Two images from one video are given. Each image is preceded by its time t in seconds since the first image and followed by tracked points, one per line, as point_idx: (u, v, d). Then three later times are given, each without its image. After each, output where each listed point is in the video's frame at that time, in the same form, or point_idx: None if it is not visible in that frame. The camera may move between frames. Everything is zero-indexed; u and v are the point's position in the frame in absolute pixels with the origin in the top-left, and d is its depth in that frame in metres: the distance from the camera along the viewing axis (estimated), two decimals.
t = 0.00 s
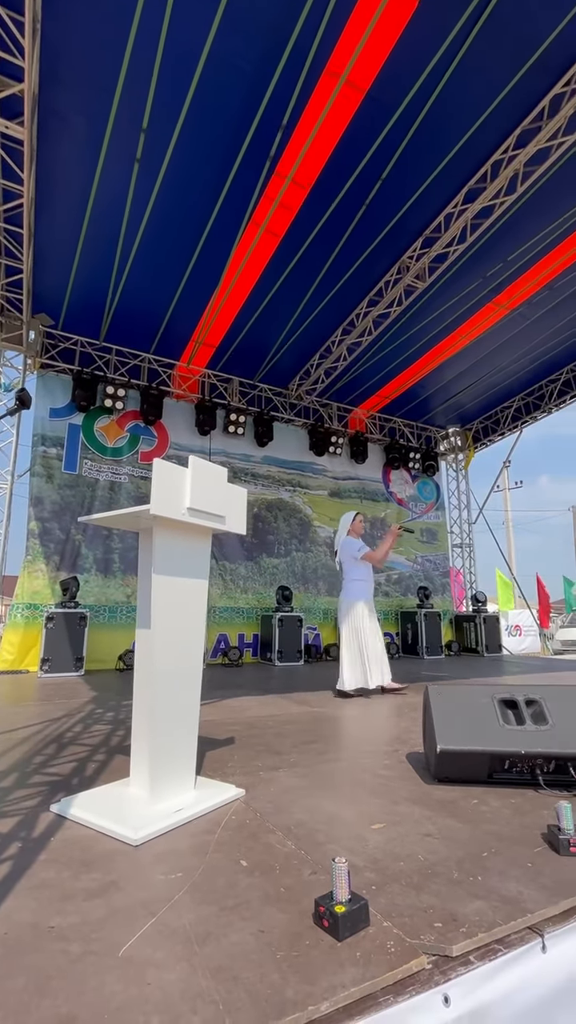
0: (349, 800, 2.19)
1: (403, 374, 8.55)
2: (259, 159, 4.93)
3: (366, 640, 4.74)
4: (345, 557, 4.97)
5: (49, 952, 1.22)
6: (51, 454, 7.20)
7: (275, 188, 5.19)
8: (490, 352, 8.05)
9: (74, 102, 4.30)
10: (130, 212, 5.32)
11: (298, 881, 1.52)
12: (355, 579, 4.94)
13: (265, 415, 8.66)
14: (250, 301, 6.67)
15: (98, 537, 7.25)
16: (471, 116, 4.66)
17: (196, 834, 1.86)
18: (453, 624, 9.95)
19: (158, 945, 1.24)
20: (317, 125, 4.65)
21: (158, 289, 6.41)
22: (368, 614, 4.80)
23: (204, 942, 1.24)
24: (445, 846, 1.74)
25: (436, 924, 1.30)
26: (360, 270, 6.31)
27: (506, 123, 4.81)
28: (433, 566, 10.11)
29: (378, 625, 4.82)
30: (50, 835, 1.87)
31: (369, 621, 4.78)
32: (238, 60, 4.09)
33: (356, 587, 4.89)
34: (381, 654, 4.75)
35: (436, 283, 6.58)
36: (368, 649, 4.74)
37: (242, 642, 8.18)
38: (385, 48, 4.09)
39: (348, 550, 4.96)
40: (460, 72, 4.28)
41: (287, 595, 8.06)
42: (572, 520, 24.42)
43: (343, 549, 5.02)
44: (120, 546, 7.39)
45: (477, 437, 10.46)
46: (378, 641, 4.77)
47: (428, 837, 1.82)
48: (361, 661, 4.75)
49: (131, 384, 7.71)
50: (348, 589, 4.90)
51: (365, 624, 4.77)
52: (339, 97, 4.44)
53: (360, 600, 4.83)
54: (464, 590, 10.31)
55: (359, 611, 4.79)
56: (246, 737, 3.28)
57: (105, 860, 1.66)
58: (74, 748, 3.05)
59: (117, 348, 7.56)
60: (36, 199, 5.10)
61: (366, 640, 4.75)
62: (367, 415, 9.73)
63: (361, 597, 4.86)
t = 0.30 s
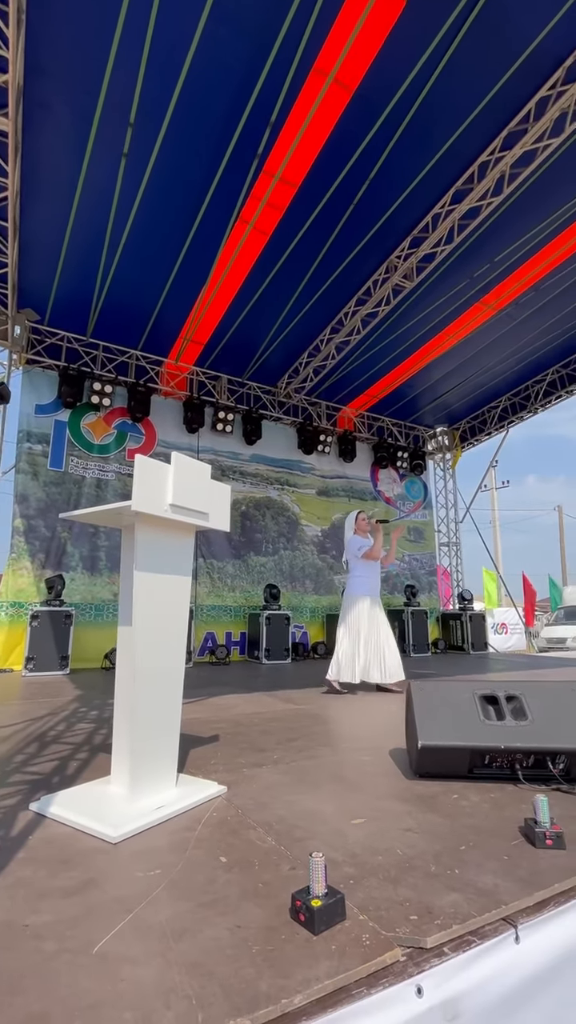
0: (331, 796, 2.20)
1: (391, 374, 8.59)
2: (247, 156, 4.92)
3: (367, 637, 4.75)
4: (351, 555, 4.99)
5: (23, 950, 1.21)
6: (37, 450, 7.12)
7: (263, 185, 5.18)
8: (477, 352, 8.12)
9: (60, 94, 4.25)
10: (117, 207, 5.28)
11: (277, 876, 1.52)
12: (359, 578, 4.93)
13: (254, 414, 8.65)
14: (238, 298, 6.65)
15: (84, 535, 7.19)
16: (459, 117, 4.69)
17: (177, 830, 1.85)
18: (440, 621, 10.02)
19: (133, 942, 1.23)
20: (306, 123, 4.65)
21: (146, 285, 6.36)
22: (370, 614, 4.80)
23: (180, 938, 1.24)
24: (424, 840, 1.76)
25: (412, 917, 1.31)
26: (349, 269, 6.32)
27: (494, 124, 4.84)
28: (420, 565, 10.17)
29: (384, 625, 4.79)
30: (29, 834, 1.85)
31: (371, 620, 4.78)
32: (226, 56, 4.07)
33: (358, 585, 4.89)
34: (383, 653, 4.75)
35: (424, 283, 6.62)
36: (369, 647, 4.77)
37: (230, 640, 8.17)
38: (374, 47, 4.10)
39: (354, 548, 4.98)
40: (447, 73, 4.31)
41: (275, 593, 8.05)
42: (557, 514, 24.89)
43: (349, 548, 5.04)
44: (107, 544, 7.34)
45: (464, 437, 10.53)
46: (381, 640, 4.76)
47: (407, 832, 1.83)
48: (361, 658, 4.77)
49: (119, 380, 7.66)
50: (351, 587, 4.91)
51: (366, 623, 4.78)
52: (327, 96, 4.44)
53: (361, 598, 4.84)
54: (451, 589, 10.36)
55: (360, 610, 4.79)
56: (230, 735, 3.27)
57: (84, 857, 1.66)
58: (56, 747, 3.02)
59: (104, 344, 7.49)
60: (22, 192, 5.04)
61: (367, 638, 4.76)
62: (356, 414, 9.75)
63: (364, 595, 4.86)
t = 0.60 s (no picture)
0: (310, 793, 2.20)
1: (379, 374, 8.62)
2: (234, 154, 4.90)
3: (359, 635, 4.79)
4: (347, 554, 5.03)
5: None
6: (21, 447, 7.04)
7: (250, 183, 5.17)
8: (464, 353, 8.18)
9: (44, 87, 4.20)
10: (103, 202, 5.23)
11: (252, 872, 1.52)
12: (355, 576, 4.95)
13: (241, 412, 8.64)
14: (225, 297, 6.63)
15: (69, 533, 7.12)
16: (445, 119, 4.73)
17: (154, 829, 1.84)
18: (425, 621, 10.10)
19: (105, 940, 1.22)
20: (293, 121, 4.65)
21: (132, 282, 6.31)
22: (365, 613, 4.80)
23: (152, 935, 1.24)
24: (400, 835, 1.77)
25: (384, 911, 1.32)
26: (337, 268, 6.33)
27: (480, 127, 4.88)
28: (405, 565, 10.22)
29: (378, 625, 4.82)
30: (3, 834, 1.83)
31: (365, 619, 4.79)
32: (213, 53, 4.05)
33: (353, 583, 4.92)
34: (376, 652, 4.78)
35: (411, 283, 6.65)
36: (363, 647, 4.79)
37: (216, 639, 8.15)
38: (361, 47, 4.11)
39: (350, 548, 5.01)
40: (434, 74, 4.34)
41: (261, 592, 8.04)
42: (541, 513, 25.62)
43: (347, 547, 5.07)
44: (92, 542, 7.28)
45: (450, 437, 10.60)
46: (375, 641, 4.79)
47: (385, 827, 1.84)
48: (354, 656, 4.80)
49: (105, 377, 7.59)
50: (346, 585, 4.95)
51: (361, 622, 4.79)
52: (315, 95, 4.45)
53: (355, 597, 4.85)
54: (437, 588, 10.44)
55: (354, 609, 4.82)
56: (213, 733, 3.26)
57: (59, 856, 1.64)
58: (35, 747, 2.98)
59: (90, 341, 7.42)
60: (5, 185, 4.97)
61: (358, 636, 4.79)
62: (344, 414, 9.78)
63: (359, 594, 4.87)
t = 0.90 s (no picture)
0: (289, 792, 2.22)
1: (366, 374, 8.66)
2: (222, 153, 4.90)
3: (346, 635, 4.85)
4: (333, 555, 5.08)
5: None
6: (5, 445, 6.96)
7: (238, 183, 5.17)
8: (450, 356, 8.26)
9: (30, 82, 4.16)
10: (89, 199, 5.19)
11: (228, 871, 1.53)
12: (342, 577, 4.99)
13: (229, 411, 8.63)
14: (213, 296, 6.61)
15: (53, 533, 7.05)
16: (432, 123, 4.77)
17: (132, 829, 1.85)
18: (410, 621, 10.18)
19: (77, 940, 1.23)
20: (281, 122, 4.66)
21: (119, 280, 6.27)
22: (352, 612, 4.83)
23: (126, 934, 1.24)
24: (376, 832, 1.80)
25: (356, 907, 1.34)
26: (324, 269, 6.35)
27: (466, 132, 4.94)
28: (391, 565, 10.29)
29: (366, 625, 4.82)
30: None
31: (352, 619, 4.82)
32: (201, 51, 4.05)
33: (340, 583, 4.96)
34: (364, 652, 4.81)
35: (398, 285, 6.70)
36: (352, 646, 4.85)
37: (201, 639, 8.13)
38: (349, 50, 4.13)
39: (336, 549, 5.05)
40: (421, 79, 4.38)
41: (247, 592, 8.04)
42: (527, 513, 25.86)
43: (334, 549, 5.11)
44: (77, 542, 7.22)
45: (437, 437, 10.68)
46: (361, 640, 4.82)
47: (362, 825, 1.87)
48: (343, 655, 4.88)
49: (91, 375, 7.53)
50: (334, 586, 5.00)
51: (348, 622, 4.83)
52: (302, 96, 4.46)
53: (342, 598, 4.90)
54: (422, 589, 10.53)
55: (340, 609, 4.88)
56: (195, 733, 3.26)
57: (35, 857, 1.64)
58: (15, 748, 2.96)
59: (76, 338, 7.35)
60: None
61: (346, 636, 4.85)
62: (332, 415, 9.81)
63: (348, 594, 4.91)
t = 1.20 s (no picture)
0: (276, 787, 2.26)
1: (355, 375, 8.73)
2: (213, 154, 4.92)
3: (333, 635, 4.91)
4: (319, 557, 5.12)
5: None
6: None
7: (229, 184, 5.19)
8: (438, 358, 8.36)
9: (20, 80, 4.14)
10: (79, 198, 5.17)
11: (215, 862, 1.58)
12: (328, 578, 5.04)
13: (218, 411, 8.66)
14: (203, 296, 6.63)
15: (41, 532, 7.02)
16: (420, 128, 4.84)
17: (121, 823, 1.88)
18: (398, 620, 10.28)
19: (67, 929, 1.26)
20: (271, 124, 4.69)
21: (109, 278, 6.26)
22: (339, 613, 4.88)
23: (115, 923, 1.28)
24: (359, 825, 1.85)
25: (339, 895, 1.39)
26: (314, 270, 6.39)
27: (454, 138, 5.01)
28: (379, 565, 10.38)
29: (352, 626, 4.89)
30: None
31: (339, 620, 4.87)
32: (192, 52, 4.07)
33: (326, 584, 5.01)
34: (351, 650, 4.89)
35: (387, 287, 6.76)
36: (339, 646, 4.91)
37: (190, 639, 8.14)
38: (339, 55, 4.17)
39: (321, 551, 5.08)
40: (410, 85, 4.44)
41: (236, 591, 8.06)
42: (513, 515, 26.13)
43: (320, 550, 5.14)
44: (65, 541, 7.20)
45: (425, 438, 10.79)
46: (347, 640, 4.90)
47: (346, 818, 1.92)
48: (332, 655, 4.95)
49: (80, 373, 7.51)
50: (321, 587, 5.06)
51: (334, 623, 4.89)
52: (293, 99, 4.50)
53: (328, 599, 4.96)
54: (410, 588, 10.64)
55: (327, 610, 4.94)
56: (183, 731, 3.30)
57: (25, 851, 1.66)
58: (3, 746, 2.97)
59: (65, 336, 7.32)
60: None
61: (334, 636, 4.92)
62: (321, 415, 9.86)
63: (334, 596, 4.96)
